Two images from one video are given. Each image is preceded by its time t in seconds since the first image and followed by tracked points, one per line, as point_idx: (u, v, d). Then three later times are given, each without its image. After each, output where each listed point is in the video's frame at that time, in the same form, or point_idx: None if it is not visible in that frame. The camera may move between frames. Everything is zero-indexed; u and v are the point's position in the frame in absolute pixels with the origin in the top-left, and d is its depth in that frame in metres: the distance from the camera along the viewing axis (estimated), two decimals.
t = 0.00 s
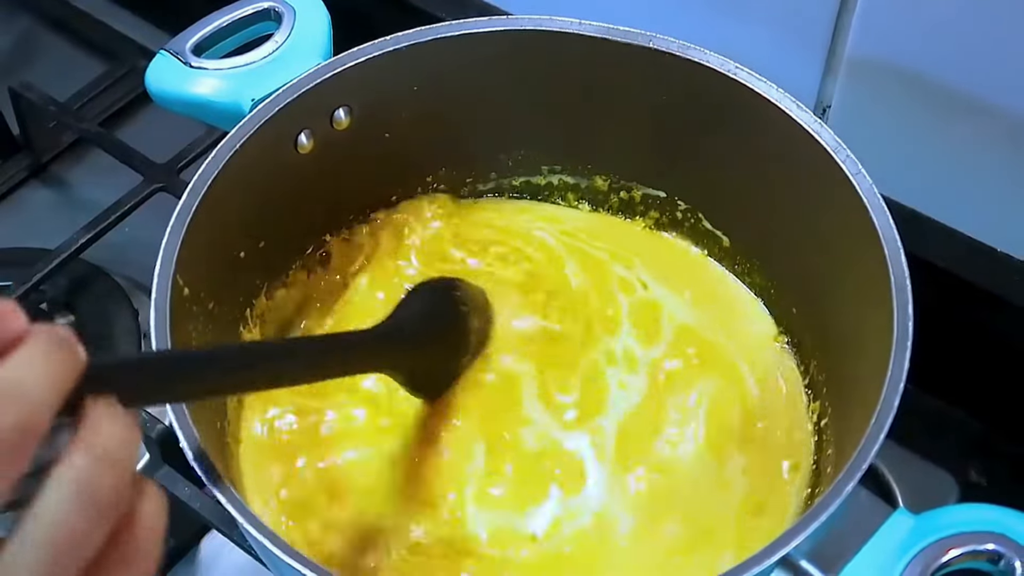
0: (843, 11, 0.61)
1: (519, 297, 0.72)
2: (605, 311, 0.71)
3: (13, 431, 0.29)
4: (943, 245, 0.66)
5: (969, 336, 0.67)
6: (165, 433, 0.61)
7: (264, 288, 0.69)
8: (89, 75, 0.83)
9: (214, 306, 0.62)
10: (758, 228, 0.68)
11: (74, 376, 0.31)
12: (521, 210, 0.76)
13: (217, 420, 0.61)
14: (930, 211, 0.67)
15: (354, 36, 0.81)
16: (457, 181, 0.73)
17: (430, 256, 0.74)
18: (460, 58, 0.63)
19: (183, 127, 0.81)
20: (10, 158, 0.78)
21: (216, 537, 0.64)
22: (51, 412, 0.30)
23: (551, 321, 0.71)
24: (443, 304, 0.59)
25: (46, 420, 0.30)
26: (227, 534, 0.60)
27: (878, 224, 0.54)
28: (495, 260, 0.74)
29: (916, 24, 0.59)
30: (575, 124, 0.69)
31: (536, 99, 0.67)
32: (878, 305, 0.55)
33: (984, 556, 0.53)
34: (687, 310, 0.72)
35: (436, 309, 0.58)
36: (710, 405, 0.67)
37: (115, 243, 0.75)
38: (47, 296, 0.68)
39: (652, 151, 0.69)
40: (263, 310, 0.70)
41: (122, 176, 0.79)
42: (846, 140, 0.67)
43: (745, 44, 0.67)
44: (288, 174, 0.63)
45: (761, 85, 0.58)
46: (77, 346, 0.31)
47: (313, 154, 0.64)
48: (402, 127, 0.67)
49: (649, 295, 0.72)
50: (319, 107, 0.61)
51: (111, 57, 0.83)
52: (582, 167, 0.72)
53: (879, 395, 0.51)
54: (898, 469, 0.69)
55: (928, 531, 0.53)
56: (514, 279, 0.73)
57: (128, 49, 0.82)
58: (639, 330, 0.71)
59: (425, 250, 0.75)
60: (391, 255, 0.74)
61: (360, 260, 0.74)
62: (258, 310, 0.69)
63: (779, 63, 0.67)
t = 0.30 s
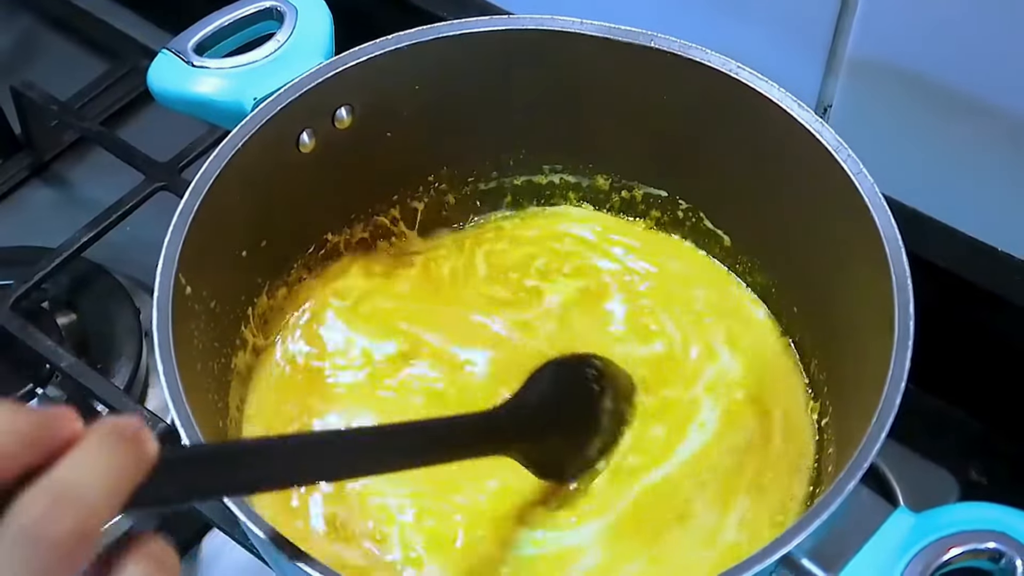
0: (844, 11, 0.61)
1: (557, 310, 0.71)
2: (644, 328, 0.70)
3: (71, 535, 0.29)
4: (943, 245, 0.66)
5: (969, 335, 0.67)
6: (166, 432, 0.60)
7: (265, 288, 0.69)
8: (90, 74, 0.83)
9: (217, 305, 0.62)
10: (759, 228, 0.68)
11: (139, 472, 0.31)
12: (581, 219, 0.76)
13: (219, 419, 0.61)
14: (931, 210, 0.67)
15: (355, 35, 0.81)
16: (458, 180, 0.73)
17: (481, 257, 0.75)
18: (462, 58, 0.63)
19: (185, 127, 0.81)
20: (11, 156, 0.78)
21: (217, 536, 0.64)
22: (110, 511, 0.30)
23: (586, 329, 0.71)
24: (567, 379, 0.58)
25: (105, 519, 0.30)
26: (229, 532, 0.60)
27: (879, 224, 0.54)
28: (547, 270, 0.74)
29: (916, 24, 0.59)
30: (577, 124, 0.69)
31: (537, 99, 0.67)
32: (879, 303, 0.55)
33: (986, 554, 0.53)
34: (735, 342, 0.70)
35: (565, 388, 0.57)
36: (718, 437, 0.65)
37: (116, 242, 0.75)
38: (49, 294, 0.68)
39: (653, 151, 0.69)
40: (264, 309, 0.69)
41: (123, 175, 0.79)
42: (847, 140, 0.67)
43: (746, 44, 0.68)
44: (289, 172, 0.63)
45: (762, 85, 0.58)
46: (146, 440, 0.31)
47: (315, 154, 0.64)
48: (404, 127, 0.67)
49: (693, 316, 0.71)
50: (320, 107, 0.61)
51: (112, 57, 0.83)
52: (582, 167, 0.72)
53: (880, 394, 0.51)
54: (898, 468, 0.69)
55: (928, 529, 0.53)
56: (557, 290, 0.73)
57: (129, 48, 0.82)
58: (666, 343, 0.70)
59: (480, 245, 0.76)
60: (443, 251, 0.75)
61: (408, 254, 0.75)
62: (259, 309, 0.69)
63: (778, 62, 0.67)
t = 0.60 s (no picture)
0: (844, 11, 0.61)
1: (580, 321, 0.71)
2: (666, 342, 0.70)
3: None
4: (943, 244, 0.66)
5: (969, 334, 0.67)
6: (167, 431, 0.60)
7: (265, 287, 0.69)
8: (91, 74, 0.84)
9: (217, 304, 0.63)
10: (759, 227, 0.68)
11: (232, 550, 0.28)
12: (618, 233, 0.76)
13: (220, 418, 0.62)
14: (931, 210, 0.67)
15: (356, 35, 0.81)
16: (458, 179, 0.73)
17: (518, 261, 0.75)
18: (463, 58, 0.63)
19: (185, 127, 0.81)
20: (12, 156, 0.78)
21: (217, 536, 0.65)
22: None
23: (609, 341, 0.71)
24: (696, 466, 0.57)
25: None
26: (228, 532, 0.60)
27: (879, 223, 0.54)
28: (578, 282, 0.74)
29: (916, 23, 0.59)
30: (577, 123, 0.69)
31: (538, 99, 0.67)
32: (879, 302, 0.55)
33: (985, 553, 0.53)
34: (761, 366, 0.69)
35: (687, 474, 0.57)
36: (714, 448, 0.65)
37: (116, 242, 0.75)
38: (49, 293, 0.69)
39: (654, 150, 0.69)
40: (264, 308, 0.69)
41: (123, 175, 0.80)
42: (847, 139, 0.68)
43: (745, 43, 0.68)
44: (288, 171, 0.63)
45: (762, 84, 0.58)
46: (237, 516, 0.29)
47: (316, 153, 0.64)
48: (406, 127, 0.67)
49: (712, 334, 0.71)
50: (321, 106, 0.61)
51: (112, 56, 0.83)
52: (583, 166, 0.72)
53: (880, 392, 0.51)
54: (898, 466, 0.69)
55: (927, 528, 0.54)
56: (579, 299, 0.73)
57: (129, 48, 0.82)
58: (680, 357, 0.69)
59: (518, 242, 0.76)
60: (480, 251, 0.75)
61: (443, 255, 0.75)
62: (259, 308, 0.69)
63: (778, 61, 0.67)
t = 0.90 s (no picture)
0: (844, 11, 0.61)
1: (587, 317, 0.70)
2: (671, 341, 0.69)
3: None
4: (943, 244, 0.66)
5: (969, 334, 0.67)
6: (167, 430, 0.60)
7: (265, 287, 0.69)
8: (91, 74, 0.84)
9: (217, 303, 0.63)
10: (759, 227, 0.68)
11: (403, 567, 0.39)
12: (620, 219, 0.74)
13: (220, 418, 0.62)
14: (931, 210, 0.67)
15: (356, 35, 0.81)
16: (458, 179, 0.74)
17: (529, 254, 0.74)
18: (463, 58, 0.63)
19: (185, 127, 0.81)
20: (12, 156, 0.78)
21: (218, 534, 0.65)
22: None
23: (617, 337, 0.70)
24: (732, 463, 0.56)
25: None
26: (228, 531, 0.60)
27: (878, 223, 0.54)
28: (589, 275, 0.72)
29: (915, 22, 0.59)
30: (577, 123, 0.69)
31: (538, 99, 0.67)
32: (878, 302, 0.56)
33: (984, 553, 0.53)
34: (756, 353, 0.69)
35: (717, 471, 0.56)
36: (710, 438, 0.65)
37: (117, 241, 0.75)
38: (49, 293, 0.69)
39: (654, 150, 0.69)
40: (264, 307, 0.70)
41: (124, 175, 0.80)
42: (847, 139, 0.68)
43: (745, 43, 0.68)
44: (289, 171, 0.64)
45: (762, 84, 0.59)
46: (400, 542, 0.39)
47: (316, 153, 0.64)
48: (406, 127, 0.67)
49: (717, 329, 0.70)
50: (321, 106, 0.61)
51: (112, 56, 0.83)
52: (582, 166, 0.73)
53: (880, 391, 0.51)
54: (897, 466, 0.69)
55: (926, 527, 0.54)
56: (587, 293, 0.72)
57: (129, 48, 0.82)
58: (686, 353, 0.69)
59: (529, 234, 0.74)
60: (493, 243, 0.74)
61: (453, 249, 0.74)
62: (259, 307, 0.69)
63: (777, 61, 0.67)
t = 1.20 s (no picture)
0: (845, 10, 0.61)
1: (598, 323, 0.72)
2: (674, 346, 0.70)
3: None
4: (944, 243, 0.66)
5: (970, 334, 0.67)
6: (168, 430, 0.60)
7: (265, 287, 0.69)
8: (92, 74, 0.84)
9: (217, 303, 0.63)
10: (760, 227, 0.68)
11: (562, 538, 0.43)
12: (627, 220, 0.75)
13: (220, 418, 0.61)
14: (932, 209, 0.67)
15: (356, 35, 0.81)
16: (459, 179, 0.73)
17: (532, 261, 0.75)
18: (465, 57, 0.63)
19: (186, 126, 0.81)
20: (12, 155, 0.78)
21: (218, 534, 0.65)
22: None
23: (619, 341, 0.71)
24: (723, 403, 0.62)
25: None
26: (229, 531, 0.60)
27: (879, 222, 0.54)
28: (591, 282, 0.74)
29: (914, 20, 0.59)
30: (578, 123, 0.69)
31: (539, 99, 0.67)
32: (879, 305, 0.56)
33: (985, 553, 0.53)
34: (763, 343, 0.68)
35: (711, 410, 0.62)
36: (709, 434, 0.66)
37: (117, 241, 0.75)
38: (49, 293, 0.69)
39: (655, 150, 0.69)
40: (263, 307, 0.69)
41: (124, 175, 0.80)
42: (847, 138, 0.68)
43: (746, 42, 0.68)
44: (289, 171, 0.64)
45: (762, 83, 0.58)
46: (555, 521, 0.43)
47: (317, 152, 0.64)
48: (406, 126, 0.67)
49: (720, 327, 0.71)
50: (321, 105, 0.61)
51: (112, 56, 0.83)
52: (583, 165, 0.73)
53: (881, 391, 0.51)
54: (898, 467, 0.69)
55: (926, 527, 0.54)
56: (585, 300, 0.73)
57: (130, 47, 0.82)
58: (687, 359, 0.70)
59: (532, 243, 0.76)
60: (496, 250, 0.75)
61: (456, 254, 0.75)
62: (259, 308, 0.69)
63: (779, 60, 0.67)
